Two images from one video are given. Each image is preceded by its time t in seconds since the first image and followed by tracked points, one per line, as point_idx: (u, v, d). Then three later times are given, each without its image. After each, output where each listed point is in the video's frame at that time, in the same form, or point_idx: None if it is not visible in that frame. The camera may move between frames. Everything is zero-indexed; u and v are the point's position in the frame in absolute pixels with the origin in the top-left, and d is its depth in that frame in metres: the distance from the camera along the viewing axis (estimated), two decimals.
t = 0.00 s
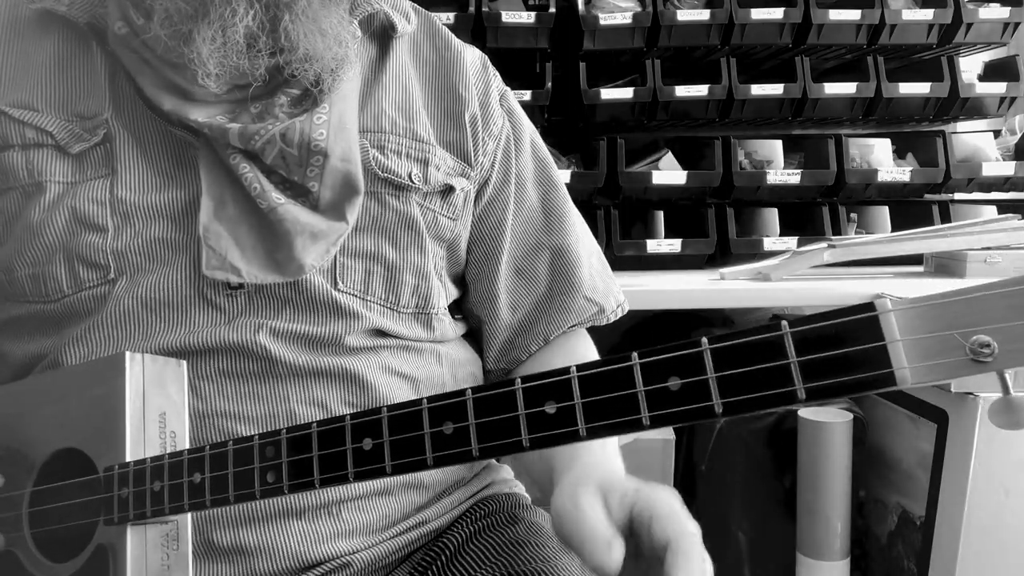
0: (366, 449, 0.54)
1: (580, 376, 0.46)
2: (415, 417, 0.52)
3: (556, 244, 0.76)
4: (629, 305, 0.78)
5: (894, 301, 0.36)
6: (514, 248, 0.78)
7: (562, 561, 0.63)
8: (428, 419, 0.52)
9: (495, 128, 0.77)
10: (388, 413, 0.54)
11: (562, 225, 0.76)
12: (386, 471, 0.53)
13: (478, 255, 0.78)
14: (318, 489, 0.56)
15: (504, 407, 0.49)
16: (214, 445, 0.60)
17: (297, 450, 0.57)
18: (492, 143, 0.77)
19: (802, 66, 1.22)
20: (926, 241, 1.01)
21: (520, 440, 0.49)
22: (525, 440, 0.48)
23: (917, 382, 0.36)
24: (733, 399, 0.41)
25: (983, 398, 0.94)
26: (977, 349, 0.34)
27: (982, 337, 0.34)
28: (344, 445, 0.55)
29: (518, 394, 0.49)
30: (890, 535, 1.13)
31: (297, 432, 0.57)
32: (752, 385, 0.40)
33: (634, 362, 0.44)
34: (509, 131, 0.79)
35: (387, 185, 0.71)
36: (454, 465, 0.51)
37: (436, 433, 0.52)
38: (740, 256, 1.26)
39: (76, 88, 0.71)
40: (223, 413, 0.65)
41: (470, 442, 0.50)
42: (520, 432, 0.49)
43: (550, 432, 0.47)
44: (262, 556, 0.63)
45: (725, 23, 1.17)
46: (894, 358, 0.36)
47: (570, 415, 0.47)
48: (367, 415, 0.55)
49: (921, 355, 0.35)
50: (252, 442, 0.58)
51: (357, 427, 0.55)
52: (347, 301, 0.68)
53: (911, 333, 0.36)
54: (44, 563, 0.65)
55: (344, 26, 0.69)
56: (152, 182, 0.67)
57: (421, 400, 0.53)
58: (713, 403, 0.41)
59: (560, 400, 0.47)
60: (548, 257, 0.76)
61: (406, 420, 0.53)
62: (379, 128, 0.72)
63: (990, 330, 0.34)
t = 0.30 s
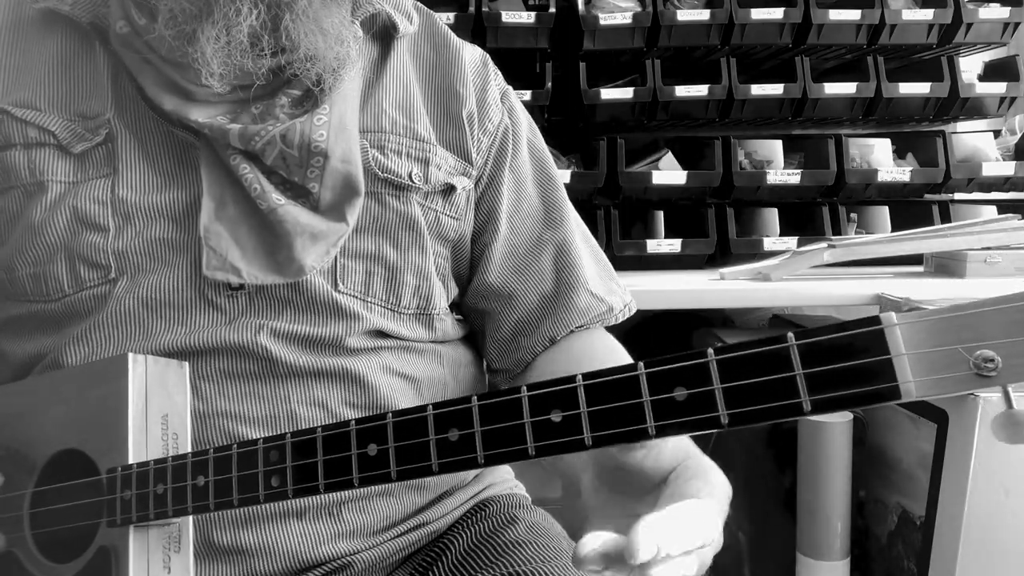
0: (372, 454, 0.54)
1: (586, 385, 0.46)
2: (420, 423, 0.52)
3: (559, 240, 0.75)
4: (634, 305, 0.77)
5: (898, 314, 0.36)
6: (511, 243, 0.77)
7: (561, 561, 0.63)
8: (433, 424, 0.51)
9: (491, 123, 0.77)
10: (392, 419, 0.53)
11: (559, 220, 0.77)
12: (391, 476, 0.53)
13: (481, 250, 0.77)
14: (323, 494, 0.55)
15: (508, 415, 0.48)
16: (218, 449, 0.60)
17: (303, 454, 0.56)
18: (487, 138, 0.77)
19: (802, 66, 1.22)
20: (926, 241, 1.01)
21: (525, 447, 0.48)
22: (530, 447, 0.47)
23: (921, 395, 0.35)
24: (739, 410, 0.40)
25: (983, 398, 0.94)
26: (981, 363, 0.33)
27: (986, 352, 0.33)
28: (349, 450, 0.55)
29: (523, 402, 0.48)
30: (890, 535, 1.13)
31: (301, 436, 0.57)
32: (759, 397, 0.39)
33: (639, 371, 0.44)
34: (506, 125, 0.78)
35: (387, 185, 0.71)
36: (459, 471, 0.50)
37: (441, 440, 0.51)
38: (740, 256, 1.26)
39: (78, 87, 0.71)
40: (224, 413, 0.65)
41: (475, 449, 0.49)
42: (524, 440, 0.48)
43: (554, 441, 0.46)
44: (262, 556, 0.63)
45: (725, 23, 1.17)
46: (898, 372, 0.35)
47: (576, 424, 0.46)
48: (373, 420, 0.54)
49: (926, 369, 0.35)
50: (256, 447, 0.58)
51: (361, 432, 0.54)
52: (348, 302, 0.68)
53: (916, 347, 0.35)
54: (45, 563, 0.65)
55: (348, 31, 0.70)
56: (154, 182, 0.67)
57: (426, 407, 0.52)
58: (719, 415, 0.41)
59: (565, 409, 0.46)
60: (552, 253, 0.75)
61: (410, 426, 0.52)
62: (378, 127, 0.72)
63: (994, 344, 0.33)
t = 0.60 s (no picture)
0: (369, 461, 0.54)
1: (586, 394, 0.45)
2: (418, 430, 0.52)
3: (556, 230, 0.74)
4: (640, 302, 0.75)
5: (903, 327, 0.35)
6: (507, 232, 0.75)
7: (561, 560, 0.63)
8: (430, 432, 0.51)
9: (488, 117, 0.76)
10: (390, 426, 0.53)
11: (557, 212, 0.75)
12: (388, 484, 0.53)
13: (478, 234, 0.76)
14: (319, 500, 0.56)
15: (507, 423, 0.48)
16: (215, 454, 0.60)
17: (300, 460, 0.57)
18: (482, 132, 0.76)
19: (802, 66, 1.21)
20: (926, 241, 1.01)
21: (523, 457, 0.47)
22: (528, 456, 0.47)
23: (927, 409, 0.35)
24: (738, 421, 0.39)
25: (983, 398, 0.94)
26: (987, 376, 0.33)
27: (992, 364, 0.33)
28: (346, 456, 0.55)
29: (522, 411, 0.47)
30: (890, 535, 1.13)
31: (299, 442, 0.57)
32: (760, 408, 0.38)
33: (640, 381, 0.43)
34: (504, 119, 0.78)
35: (383, 183, 0.71)
36: (457, 478, 0.50)
37: (438, 448, 0.51)
38: (740, 256, 1.26)
39: (76, 86, 0.71)
40: (223, 415, 0.65)
41: (474, 457, 0.49)
42: (523, 449, 0.47)
43: (554, 450, 0.46)
44: (261, 558, 0.63)
45: (725, 23, 1.17)
46: (903, 385, 0.35)
47: (575, 433, 0.45)
48: (370, 427, 0.54)
49: (932, 383, 0.34)
50: (254, 451, 0.58)
51: (359, 438, 0.54)
52: (347, 303, 0.68)
53: (921, 360, 0.35)
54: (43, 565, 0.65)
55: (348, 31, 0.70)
56: (151, 182, 0.67)
57: (424, 414, 0.52)
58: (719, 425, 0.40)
59: (564, 417, 0.46)
60: (549, 242, 0.74)
61: (408, 432, 0.52)
62: (374, 125, 0.72)
63: (1000, 357, 0.33)
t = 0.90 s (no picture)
0: (370, 466, 0.54)
1: (587, 399, 0.45)
2: (418, 435, 0.52)
3: (550, 225, 0.74)
4: (635, 303, 0.74)
5: (906, 332, 0.35)
6: (499, 229, 0.75)
7: (560, 560, 0.63)
8: (431, 436, 0.51)
9: (484, 115, 0.76)
10: (390, 430, 0.53)
11: (552, 207, 0.75)
12: (389, 488, 0.53)
13: (473, 231, 0.76)
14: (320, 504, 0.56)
15: (508, 428, 0.48)
16: (214, 457, 0.60)
17: (299, 465, 0.57)
18: (478, 130, 0.76)
19: (802, 66, 1.21)
20: (926, 241, 1.01)
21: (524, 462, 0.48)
22: (529, 462, 0.47)
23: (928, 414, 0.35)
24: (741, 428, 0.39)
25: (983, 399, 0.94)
26: (988, 383, 0.33)
27: (994, 372, 0.33)
28: (346, 460, 0.55)
29: (523, 415, 0.47)
30: (890, 535, 1.13)
31: (299, 446, 0.57)
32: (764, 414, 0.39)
33: (641, 387, 0.43)
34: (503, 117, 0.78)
35: (378, 182, 0.71)
36: (459, 483, 0.50)
37: (439, 453, 0.51)
38: (740, 256, 1.26)
39: (74, 86, 0.71)
40: (221, 416, 0.66)
41: (475, 462, 0.49)
42: (525, 455, 0.47)
43: (555, 455, 0.46)
44: (259, 560, 0.64)
45: (725, 23, 1.17)
46: (904, 391, 0.35)
47: (576, 438, 0.45)
48: (371, 431, 0.54)
49: (933, 390, 0.34)
50: (252, 456, 0.58)
51: (359, 442, 0.54)
52: (345, 304, 0.68)
53: (923, 366, 0.35)
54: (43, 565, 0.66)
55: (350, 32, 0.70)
56: (149, 182, 0.67)
57: (424, 418, 0.52)
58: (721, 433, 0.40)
59: (565, 423, 0.46)
60: (543, 236, 0.73)
61: (408, 438, 0.52)
62: (370, 124, 0.73)
63: (1003, 365, 0.33)
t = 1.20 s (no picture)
0: (373, 463, 0.54)
1: (589, 397, 0.45)
2: (421, 432, 0.52)
3: (547, 225, 0.73)
4: (631, 304, 0.74)
5: (903, 331, 0.36)
6: (496, 228, 0.75)
7: (560, 561, 0.63)
8: (434, 434, 0.51)
9: (483, 114, 0.76)
10: (393, 428, 0.53)
11: (548, 206, 0.75)
12: (392, 486, 0.53)
13: (465, 234, 0.76)
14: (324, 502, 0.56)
15: (512, 425, 0.48)
16: (216, 456, 0.60)
17: (302, 463, 0.57)
18: (478, 128, 0.76)
19: (802, 66, 1.22)
20: (926, 241, 1.01)
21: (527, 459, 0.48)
22: (531, 458, 0.47)
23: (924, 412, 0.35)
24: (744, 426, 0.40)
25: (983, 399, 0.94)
26: (983, 381, 0.33)
27: (989, 369, 0.33)
28: (349, 459, 0.55)
29: (526, 414, 0.47)
30: (890, 535, 1.13)
31: (303, 443, 0.57)
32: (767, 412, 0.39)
33: (643, 385, 0.43)
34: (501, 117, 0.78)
35: (376, 180, 0.71)
36: (460, 480, 0.50)
37: (443, 449, 0.51)
38: (740, 256, 1.26)
39: (73, 85, 0.71)
40: (221, 415, 0.66)
41: (478, 459, 0.49)
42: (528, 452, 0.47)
43: (558, 452, 0.46)
44: (258, 560, 0.64)
45: (725, 23, 1.17)
46: (901, 389, 0.35)
47: (578, 435, 0.45)
48: (373, 429, 0.54)
49: (929, 386, 0.35)
50: (256, 454, 0.58)
51: (362, 441, 0.54)
52: (344, 302, 0.68)
53: (920, 364, 0.35)
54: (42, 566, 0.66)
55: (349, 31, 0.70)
56: (148, 182, 0.67)
57: (427, 416, 0.52)
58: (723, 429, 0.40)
59: (568, 421, 0.46)
60: (540, 236, 0.73)
61: (413, 435, 0.52)
62: (368, 122, 0.73)
63: (998, 362, 0.33)
